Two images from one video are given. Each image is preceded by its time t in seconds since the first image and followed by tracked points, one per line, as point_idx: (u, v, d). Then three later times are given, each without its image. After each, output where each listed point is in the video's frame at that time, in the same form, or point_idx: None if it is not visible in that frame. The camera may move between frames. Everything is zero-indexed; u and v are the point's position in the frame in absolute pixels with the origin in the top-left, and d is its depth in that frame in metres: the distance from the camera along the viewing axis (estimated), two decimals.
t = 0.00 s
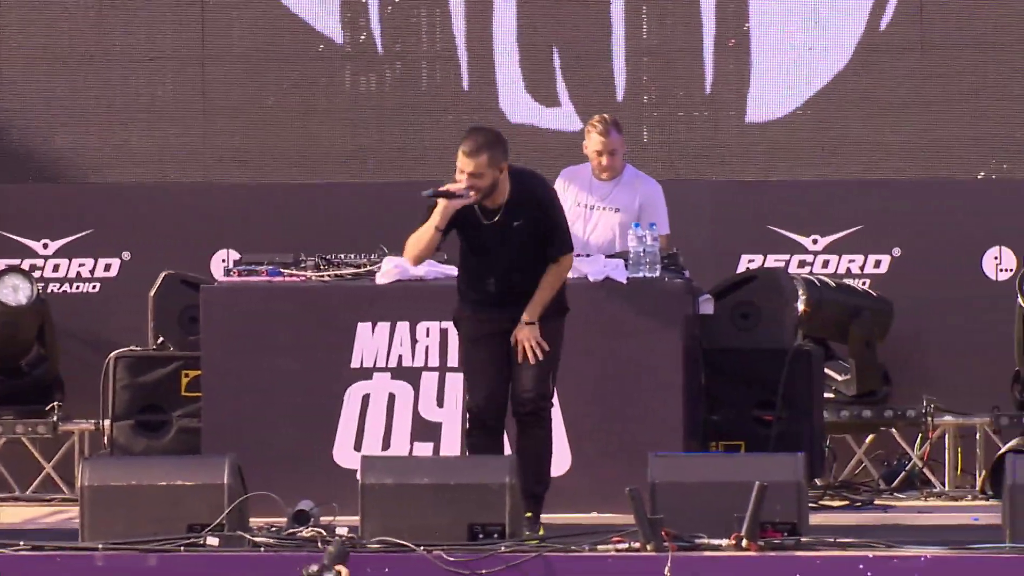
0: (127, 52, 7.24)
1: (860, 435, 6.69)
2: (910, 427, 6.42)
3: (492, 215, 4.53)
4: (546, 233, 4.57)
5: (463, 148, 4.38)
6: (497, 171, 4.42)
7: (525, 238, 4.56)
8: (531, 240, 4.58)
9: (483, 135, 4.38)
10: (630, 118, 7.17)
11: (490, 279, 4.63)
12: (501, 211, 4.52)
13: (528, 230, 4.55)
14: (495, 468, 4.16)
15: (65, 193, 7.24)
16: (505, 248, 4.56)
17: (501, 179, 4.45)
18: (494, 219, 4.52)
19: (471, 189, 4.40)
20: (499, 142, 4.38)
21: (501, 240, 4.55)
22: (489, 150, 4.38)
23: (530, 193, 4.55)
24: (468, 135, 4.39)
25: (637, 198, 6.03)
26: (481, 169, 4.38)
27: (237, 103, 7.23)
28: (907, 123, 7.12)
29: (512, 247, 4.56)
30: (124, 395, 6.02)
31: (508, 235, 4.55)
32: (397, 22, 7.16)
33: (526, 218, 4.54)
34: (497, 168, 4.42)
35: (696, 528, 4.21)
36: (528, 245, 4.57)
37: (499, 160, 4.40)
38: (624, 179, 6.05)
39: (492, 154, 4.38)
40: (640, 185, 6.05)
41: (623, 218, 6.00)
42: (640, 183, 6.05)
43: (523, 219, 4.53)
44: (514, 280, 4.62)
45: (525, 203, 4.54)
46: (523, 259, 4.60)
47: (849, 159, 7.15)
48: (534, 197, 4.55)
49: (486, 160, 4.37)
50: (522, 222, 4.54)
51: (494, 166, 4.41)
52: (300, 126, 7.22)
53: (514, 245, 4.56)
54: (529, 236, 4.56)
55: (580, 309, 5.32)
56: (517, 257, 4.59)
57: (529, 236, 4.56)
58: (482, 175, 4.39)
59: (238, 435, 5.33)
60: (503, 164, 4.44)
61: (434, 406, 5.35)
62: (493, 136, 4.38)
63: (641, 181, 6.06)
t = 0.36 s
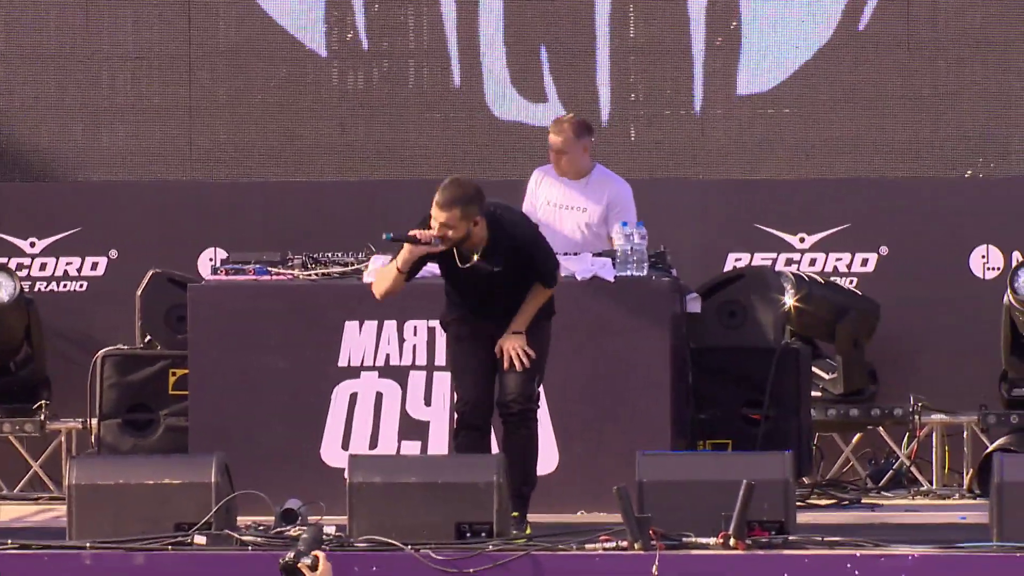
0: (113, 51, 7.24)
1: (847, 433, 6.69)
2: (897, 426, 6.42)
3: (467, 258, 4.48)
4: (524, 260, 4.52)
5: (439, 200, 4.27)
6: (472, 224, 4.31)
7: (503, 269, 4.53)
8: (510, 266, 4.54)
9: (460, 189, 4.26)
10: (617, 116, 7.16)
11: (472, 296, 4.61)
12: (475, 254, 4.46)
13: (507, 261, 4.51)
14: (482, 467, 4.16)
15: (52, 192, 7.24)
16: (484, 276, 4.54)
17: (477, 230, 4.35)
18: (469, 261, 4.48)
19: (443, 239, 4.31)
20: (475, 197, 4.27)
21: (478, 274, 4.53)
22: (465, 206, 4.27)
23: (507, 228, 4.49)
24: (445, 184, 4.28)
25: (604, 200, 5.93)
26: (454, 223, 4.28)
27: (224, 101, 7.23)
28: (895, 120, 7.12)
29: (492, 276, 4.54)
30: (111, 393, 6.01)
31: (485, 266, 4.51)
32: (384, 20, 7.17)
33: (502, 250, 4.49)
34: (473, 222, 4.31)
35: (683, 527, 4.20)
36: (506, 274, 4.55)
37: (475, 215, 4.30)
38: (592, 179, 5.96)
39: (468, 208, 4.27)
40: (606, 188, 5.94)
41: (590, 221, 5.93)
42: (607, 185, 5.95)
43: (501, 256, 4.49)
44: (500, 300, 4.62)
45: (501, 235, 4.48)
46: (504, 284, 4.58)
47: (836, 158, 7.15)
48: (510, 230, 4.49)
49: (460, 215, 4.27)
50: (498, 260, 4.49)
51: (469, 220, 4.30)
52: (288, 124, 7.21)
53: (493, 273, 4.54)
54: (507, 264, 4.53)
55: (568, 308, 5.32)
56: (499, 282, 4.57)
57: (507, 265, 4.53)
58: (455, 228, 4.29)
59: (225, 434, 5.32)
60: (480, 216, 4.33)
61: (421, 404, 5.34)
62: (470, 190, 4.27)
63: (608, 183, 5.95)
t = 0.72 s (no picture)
0: (111, 50, 7.24)
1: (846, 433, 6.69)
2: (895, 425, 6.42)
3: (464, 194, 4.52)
4: (518, 208, 4.55)
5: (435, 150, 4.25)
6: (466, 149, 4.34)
7: (500, 216, 4.55)
8: (506, 220, 4.56)
9: (448, 127, 4.27)
10: (614, 115, 7.16)
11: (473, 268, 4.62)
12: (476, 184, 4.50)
13: (503, 205, 4.55)
14: (480, 466, 4.16)
15: (49, 190, 7.24)
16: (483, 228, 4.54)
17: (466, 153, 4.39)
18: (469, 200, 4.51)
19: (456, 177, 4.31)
20: (463, 125, 4.29)
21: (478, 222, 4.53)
22: (458, 137, 4.29)
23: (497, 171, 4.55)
24: (430, 132, 4.26)
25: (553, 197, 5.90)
26: (458, 160, 4.30)
27: (222, 100, 7.23)
28: (892, 120, 7.12)
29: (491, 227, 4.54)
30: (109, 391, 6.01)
31: (484, 218, 4.53)
32: (382, 19, 7.17)
33: (495, 194, 4.54)
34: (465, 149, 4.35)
35: (681, 526, 4.20)
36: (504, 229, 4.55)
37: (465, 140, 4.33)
38: (542, 175, 5.95)
39: (461, 137, 4.30)
40: (552, 184, 5.90)
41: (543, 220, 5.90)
42: (555, 179, 5.91)
43: (494, 195, 4.53)
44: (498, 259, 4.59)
45: (493, 176, 4.54)
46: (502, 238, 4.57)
47: (833, 156, 7.15)
48: (500, 170, 4.55)
49: (460, 150, 4.29)
50: (493, 199, 4.53)
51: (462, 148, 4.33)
52: (285, 124, 7.21)
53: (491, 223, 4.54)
54: (503, 214, 4.55)
55: (566, 306, 5.32)
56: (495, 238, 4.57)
57: (503, 212, 4.55)
58: (459, 162, 4.31)
59: (223, 433, 5.32)
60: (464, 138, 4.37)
61: (419, 403, 5.35)
62: (456, 122, 4.29)
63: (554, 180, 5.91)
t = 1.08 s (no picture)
0: (111, 50, 7.24)
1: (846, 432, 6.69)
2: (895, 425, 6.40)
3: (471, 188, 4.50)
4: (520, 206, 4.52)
5: (461, 135, 4.32)
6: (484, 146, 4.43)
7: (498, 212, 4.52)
8: (505, 217, 4.55)
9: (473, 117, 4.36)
10: (614, 115, 7.15)
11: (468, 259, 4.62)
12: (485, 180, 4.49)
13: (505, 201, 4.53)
14: (480, 465, 4.16)
15: (50, 190, 7.24)
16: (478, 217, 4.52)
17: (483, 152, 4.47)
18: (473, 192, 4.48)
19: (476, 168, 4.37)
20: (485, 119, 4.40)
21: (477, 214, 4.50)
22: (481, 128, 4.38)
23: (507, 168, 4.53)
24: (455, 119, 4.34)
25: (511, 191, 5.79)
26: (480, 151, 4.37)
27: (222, 100, 7.23)
28: (892, 120, 7.12)
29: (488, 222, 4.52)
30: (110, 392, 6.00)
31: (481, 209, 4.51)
32: (383, 19, 7.17)
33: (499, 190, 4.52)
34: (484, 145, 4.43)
35: (681, 527, 4.20)
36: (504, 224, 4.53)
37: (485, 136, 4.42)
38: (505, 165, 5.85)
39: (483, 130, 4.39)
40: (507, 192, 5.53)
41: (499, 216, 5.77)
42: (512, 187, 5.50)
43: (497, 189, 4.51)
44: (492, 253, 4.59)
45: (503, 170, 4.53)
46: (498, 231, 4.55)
47: (833, 156, 7.15)
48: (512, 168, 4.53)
49: (482, 140, 4.37)
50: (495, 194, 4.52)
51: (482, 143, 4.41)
52: (285, 123, 7.21)
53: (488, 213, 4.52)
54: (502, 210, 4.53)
55: (567, 306, 5.33)
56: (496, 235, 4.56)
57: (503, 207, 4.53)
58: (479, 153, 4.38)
59: (223, 433, 5.32)
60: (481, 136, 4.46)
61: (419, 403, 5.36)
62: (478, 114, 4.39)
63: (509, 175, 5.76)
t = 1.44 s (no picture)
0: (111, 50, 7.24)
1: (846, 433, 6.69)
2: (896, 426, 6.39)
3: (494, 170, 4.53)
4: (539, 189, 4.54)
5: (476, 110, 4.31)
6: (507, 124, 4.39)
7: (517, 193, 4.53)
8: (523, 198, 4.55)
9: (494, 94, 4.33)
10: (615, 115, 7.15)
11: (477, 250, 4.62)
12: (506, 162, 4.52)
13: (525, 182, 4.54)
14: (480, 465, 4.16)
15: (50, 191, 7.24)
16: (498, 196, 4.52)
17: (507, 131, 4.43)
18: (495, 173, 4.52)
19: (490, 144, 4.35)
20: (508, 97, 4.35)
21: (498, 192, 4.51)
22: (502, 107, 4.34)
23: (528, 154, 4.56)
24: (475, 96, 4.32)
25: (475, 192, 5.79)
26: (496, 129, 4.34)
27: (222, 100, 7.22)
28: (893, 121, 7.12)
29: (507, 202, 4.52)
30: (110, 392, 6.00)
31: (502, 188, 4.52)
32: (383, 19, 7.17)
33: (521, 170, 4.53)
34: (506, 124, 4.39)
35: (682, 527, 4.20)
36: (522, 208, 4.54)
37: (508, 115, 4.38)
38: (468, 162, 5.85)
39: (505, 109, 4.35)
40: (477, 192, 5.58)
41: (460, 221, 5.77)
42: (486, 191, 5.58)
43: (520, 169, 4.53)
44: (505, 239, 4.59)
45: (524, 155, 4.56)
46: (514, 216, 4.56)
47: (833, 156, 7.14)
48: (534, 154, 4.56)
49: (499, 118, 4.33)
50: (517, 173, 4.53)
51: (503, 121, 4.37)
52: (285, 123, 7.20)
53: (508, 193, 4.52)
54: (522, 191, 4.54)
55: (567, 306, 5.33)
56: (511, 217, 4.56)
57: (524, 189, 4.54)
58: (496, 131, 4.35)
59: (223, 433, 5.32)
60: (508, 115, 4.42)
61: (420, 403, 5.36)
62: (503, 92, 4.35)
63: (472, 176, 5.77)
